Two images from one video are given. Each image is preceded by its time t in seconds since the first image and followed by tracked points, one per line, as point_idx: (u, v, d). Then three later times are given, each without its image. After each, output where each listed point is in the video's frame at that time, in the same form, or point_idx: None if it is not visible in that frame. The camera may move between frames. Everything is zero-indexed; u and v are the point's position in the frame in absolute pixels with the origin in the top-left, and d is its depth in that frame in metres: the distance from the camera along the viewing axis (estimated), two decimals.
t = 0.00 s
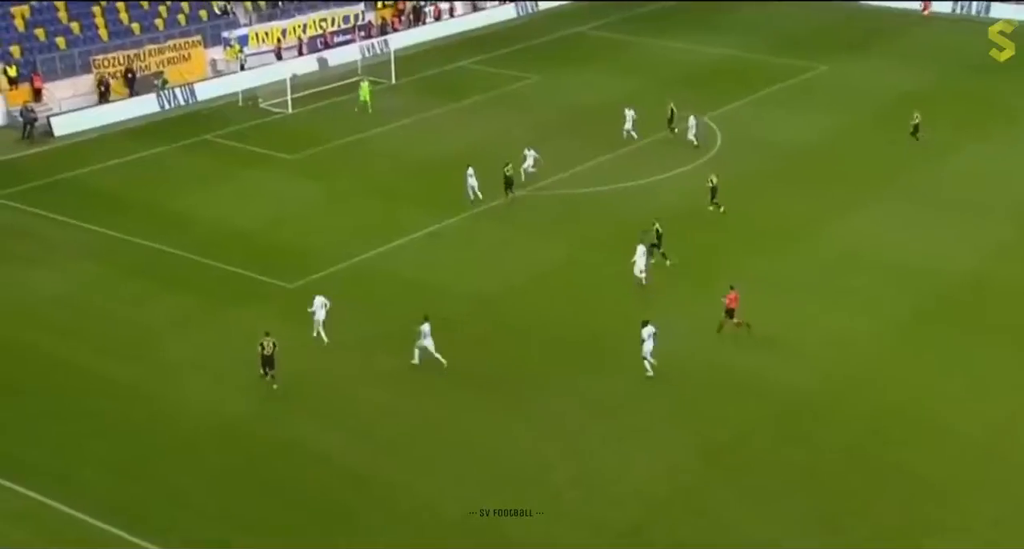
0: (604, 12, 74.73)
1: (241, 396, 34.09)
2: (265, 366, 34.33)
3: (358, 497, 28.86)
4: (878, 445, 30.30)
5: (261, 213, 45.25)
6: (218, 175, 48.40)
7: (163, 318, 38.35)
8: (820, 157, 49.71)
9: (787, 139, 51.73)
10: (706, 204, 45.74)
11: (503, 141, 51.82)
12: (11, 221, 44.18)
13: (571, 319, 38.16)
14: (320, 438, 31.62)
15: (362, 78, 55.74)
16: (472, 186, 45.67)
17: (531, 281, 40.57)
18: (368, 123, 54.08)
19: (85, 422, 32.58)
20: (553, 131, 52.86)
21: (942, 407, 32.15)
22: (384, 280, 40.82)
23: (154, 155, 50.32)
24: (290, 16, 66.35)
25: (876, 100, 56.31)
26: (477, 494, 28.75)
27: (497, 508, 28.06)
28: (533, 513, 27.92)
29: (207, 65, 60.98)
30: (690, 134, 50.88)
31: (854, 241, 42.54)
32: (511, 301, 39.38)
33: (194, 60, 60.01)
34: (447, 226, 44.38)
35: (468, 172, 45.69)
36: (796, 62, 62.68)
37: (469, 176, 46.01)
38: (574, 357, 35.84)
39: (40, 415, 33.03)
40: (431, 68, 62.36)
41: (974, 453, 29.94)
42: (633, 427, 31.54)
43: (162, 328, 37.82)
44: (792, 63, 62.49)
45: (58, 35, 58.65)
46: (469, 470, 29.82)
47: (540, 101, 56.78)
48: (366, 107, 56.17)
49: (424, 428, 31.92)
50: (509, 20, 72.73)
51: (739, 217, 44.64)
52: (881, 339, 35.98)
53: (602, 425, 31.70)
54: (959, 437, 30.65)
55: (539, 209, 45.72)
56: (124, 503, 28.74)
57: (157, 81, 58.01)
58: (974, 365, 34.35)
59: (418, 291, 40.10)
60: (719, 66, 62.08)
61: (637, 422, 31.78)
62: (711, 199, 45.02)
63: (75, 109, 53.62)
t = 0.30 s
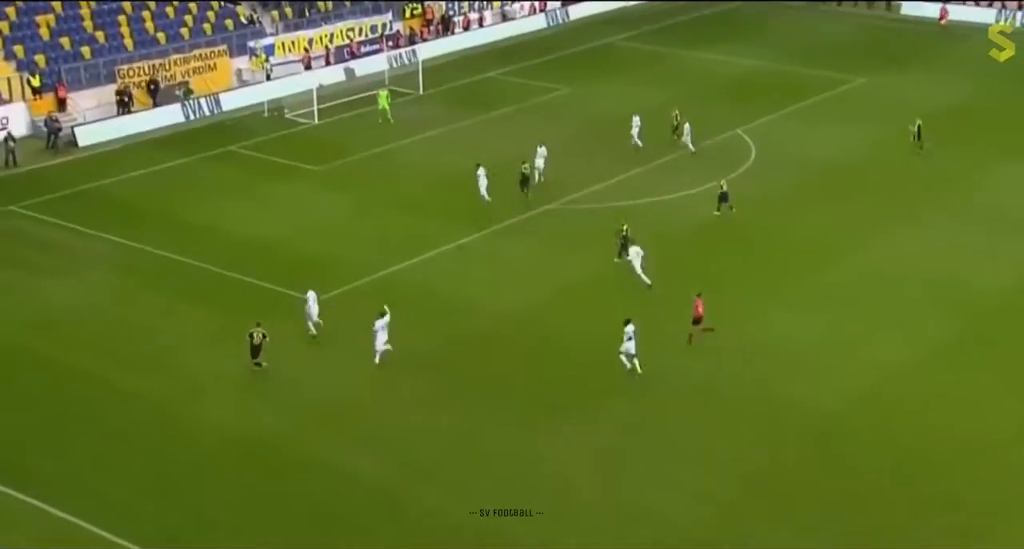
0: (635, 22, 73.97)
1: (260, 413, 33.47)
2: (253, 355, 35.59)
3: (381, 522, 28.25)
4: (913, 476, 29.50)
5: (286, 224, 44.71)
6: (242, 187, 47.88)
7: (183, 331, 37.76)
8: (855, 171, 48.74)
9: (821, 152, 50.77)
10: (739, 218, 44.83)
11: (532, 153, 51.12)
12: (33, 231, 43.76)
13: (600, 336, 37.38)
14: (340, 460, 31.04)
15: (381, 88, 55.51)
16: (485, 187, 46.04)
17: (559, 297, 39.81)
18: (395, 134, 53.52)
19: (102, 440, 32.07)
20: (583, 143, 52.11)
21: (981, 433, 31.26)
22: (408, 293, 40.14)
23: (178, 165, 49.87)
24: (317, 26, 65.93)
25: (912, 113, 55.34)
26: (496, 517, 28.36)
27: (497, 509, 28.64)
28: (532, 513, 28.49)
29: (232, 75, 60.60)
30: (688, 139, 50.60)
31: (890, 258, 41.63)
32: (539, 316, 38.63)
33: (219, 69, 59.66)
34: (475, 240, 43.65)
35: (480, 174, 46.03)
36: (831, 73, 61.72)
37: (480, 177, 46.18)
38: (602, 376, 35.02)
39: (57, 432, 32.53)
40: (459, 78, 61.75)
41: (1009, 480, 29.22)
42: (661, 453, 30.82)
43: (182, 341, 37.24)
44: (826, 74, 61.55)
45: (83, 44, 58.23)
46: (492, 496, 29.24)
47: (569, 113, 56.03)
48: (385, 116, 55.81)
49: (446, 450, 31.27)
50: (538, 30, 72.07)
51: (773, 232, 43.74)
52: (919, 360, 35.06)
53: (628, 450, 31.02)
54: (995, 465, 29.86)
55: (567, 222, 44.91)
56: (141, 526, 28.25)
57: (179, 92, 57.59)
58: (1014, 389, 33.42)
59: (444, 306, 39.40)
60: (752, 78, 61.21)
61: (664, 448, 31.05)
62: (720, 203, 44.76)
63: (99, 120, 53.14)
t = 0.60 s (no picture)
0: (658, 30, 73.37)
1: (273, 423, 32.92)
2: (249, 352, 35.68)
3: (396, 535, 27.68)
4: (937, 492, 28.80)
5: (304, 233, 44.24)
6: (258, 196, 47.42)
7: (197, 341, 37.28)
8: (882, 181, 47.93)
9: (847, 162, 49.97)
10: (762, 229, 44.07)
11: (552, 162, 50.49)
12: (46, 240, 43.41)
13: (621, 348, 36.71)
14: (353, 472, 30.47)
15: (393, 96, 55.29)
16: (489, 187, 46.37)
17: (579, 308, 39.17)
18: (414, 143, 53.02)
19: (113, 450, 31.57)
20: (604, 153, 51.49)
21: (1012, 449, 30.48)
22: (426, 304, 39.56)
23: (194, 174, 49.47)
24: (334, 33, 65.42)
25: (939, 123, 54.47)
26: (507, 529, 27.84)
27: (497, 509, 28.48)
28: (533, 513, 28.32)
29: (250, 82, 60.24)
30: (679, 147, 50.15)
31: (917, 270, 40.85)
32: (559, 327, 38.02)
33: (236, 77, 59.23)
34: (494, 251, 43.04)
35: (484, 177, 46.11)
36: (857, 82, 60.94)
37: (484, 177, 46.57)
38: (621, 388, 34.34)
39: (67, 442, 32.07)
40: (480, 87, 61.21)
41: None
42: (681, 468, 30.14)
43: (195, 351, 36.76)
44: (853, 83, 60.75)
45: (99, 52, 57.87)
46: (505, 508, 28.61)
47: (590, 122, 55.38)
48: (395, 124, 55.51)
49: (460, 462, 30.67)
50: (560, 38, 71.43)
51: (797, 243, 43.00)
52: (947, 375, 34.28)
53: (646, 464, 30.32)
54: None
55: (586, 233, 44.25)
56: (151, 537, 27.76)
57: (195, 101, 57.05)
58: None
59: (462, 316, 38.80)
60: (776, 86, 60.52)
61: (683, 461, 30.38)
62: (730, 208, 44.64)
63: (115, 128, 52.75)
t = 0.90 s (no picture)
0: (688, 39, 72.51)
1: (290, 443, 32.23)
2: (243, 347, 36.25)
3: None
4: (973, 531, 28.13)
5: (327, 245, 43.63)
6: (279, 207, 46.81)
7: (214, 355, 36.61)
8: (917, 196, 46.94)
9: (882, 176, 48.94)
10: (793, 245, 43.08)
11: (580, 174, 49.74)
12: (63, 251, 42.91)
13: (649, 365, 35.90)
14: (370, 498, 29.80)
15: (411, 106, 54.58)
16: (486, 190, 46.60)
17: (607, 323, 38.37)
18: (439, 153, 52.38)
19: (126, 468, 30.98)
20: (632, 164, 50.71)
21: None
22: (448, 318, 38.81)
23: (214, 185, 48.91)
24: (358, 42, 64.96)
25: (975, 136, 53.41)
26: (517, 541, 28.22)
27: (497, 509, 29.19)
28: (532, 513, 29.08)
29: (272, 92, 59.85)
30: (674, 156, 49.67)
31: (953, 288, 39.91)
32: (586, 342, 37.21)
33: (258, 87, 59.09)
34: (520, 264, 42.25)
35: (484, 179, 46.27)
36: (892, 93, 59.89)
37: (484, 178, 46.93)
38: (647, 412, 33.52)
39: (80, 459, 31.45)
40: (507, 97, 60.46)
41: None
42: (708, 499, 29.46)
43: (213, 365, 36.09)
44: (887, 94, 59.74)
45: (119, 60, 57.48)
46: (526, 544, 27.92)
47: (617, 133, 54.58)
48: (415, 135, 54.72)
49: (480, 491, 29.96)
50: (588, 48, 70.55)
51: (831, 258, 42.06)
52: (985, 404, 33.46)
53: (671, 497, 29.58)
54: None
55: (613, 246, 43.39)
56: None
57: (216, 111, 56.26)
58: None
59: (486, 330, 38.05)
60: (807, 97, 59.58)
61: (709, 496, 29.61)
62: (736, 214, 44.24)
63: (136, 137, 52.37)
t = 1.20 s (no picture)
0: (702, 44, 71.93)
1: (297, 453, 31.67)
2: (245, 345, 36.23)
3: None
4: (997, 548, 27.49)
5: (337, 252, 43.11)
6: (287, 214, 46.25)
7: (221, 363, 36.07)
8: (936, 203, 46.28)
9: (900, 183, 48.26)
10: (810, 253, 42.38)
11: (593, 180, 49.18)
12: (70, 258, 42.44)
13: (664, 376, 35.28)
14: (377, 510, 29.23)
15: (417, 112, 54.00)
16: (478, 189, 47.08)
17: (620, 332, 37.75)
18: (451, 159, 51.88)
19: (130, 478, 30.45)
20: (646, 171, 50.11)
21: None
22: (458, 326, 38.22)
23: (222, 191, 48.41)
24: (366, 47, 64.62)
25: (994, 143, 52.74)
26: None
27: (497, 509, 29.19)
28: (533, 513, 29.05)
29: (280, 97, 59.43)
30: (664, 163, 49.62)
31: (974, 297, 39.25)
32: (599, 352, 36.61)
33: (266, 92, 58.69)
34: (532, 272, 41.61)
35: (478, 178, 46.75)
36: (909, 99, 59.24)
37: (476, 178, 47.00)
38: (660, 423, 32.90)
39: (83, 469, 30.88)
40: (519, 102, 59.92)
41: None
42: (726, 513, 28.81)
43: (220, 374, 35.47)
44: (904, 100, 59.10)
45: (126, 65, 57.04)
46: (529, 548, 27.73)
47: (631, 139, 54.01)
48: (422, 141, 54.01)
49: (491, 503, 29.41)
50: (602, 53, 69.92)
51: (848, 266, 41.39)
52: (1007, 417, 32.81)
53: (686, 512, 28.95)
54: None
55: (626, 254, 42.79)
56: None
57: (224, 116, 56.17)
58: None
59: (498, 339, 37.47)
60: (823, 103, 58.97)
61: (724, 512, 29.02)
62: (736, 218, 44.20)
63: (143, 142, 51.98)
